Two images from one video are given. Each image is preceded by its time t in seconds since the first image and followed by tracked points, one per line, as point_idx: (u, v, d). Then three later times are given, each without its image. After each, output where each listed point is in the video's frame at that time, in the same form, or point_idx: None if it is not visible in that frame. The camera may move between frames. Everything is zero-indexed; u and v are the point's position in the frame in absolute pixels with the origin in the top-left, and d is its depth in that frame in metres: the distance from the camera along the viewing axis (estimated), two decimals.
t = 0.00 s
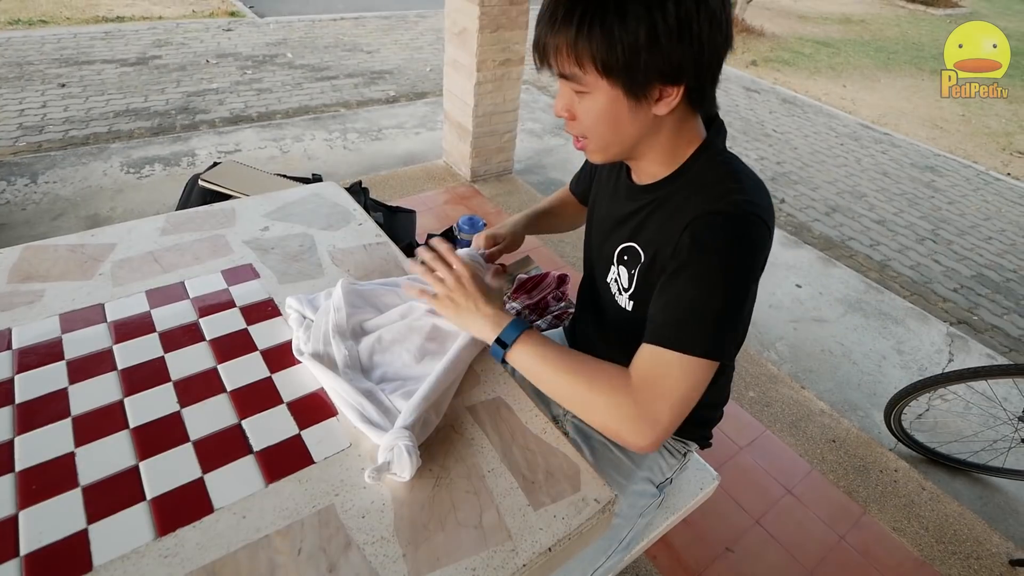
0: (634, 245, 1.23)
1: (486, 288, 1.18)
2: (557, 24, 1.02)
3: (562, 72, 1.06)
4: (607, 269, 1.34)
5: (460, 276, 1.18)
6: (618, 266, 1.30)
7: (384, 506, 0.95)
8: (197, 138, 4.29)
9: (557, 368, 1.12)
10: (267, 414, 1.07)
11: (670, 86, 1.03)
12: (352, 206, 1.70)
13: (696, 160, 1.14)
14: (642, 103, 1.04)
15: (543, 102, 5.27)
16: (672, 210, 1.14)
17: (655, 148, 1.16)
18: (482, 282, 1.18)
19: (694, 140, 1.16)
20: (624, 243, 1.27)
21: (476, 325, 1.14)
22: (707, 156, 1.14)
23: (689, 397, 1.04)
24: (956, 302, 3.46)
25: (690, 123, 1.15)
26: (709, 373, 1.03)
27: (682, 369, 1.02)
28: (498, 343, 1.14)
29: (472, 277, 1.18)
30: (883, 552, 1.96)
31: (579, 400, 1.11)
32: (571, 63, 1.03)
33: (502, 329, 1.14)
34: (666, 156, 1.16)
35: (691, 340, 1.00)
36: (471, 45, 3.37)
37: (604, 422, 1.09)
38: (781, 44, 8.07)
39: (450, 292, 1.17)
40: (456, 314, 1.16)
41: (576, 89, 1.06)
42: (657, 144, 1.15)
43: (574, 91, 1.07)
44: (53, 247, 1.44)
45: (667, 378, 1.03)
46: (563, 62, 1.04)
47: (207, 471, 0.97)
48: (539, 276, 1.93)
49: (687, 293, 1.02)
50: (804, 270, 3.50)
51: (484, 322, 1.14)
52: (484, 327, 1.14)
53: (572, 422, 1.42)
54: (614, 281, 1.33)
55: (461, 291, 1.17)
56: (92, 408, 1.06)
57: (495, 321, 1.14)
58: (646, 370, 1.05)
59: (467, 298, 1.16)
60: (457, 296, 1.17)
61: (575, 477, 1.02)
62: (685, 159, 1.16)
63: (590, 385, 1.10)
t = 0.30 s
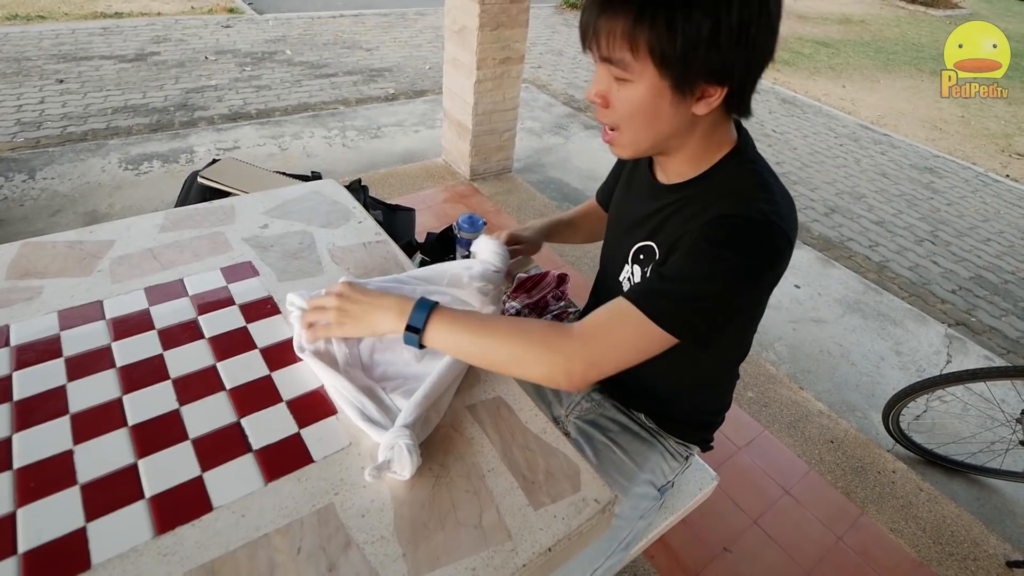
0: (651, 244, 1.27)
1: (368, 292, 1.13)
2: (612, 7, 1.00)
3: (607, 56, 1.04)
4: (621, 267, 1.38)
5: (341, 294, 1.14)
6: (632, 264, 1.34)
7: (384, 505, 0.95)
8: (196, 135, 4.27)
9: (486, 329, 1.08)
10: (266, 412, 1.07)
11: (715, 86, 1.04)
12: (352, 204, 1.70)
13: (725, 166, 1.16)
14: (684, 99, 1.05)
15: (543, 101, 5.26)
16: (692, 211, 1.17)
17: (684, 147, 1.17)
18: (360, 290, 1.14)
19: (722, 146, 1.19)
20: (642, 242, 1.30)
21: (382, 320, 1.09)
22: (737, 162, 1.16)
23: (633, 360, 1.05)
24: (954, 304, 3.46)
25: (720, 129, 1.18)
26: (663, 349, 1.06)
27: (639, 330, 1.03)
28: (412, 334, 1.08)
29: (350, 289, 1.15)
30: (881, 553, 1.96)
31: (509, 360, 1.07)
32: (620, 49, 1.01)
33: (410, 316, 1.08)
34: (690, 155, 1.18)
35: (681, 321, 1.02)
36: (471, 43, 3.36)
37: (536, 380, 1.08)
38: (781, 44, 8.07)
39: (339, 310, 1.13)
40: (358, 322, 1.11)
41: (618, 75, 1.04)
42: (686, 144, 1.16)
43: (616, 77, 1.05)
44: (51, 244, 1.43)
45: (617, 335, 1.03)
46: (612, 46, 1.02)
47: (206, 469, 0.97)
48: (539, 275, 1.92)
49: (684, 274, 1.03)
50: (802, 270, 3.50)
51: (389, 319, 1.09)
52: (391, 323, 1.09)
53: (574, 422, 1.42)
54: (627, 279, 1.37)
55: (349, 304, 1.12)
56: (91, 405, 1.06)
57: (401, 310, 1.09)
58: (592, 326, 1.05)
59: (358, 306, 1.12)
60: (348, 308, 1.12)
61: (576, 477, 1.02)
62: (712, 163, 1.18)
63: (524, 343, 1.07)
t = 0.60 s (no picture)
0: (665, 241, 1.26)
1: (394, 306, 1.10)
2: (619, 20, 1.00)
3: (619, 66, 1.04)
4: (631, 263, 1.37)
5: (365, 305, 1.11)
6: (643, 260, 1.32)
7: (383, 500, 0.95)
8: (196, 130, 4.27)
9: (516, 342, 1.08)
10: (265, 406, 1.07)
11: (730, 81, 1.03)
12: (353, 200, 1.70)
13: (740, 160, 1.16)
14: (699, 99, 1.04)
15: (544, 98, 5.25)
16: (708, 208, 1.18)
17: (702, 142, 1.16)
18: (385, 302, 1.11)
19: (737, 140, 1.18)
20: (654, 238, 1.30)
21: (413, 338, 1.08)
22: (750, 157, 1.17)
23: (664, 366, 1.07)
24: (956, 304, 3.46)
25: (733, 122, 1.17)
26: (695, 350, 1.07)
27: (670, 338, 1.04)
28: (444, 352, 1.08)
29: (374, 300, 1.11)
30: (879, 552, 1.97)
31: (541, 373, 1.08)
32: (632, 60, 1.02)
33: (440, 336, 1.07)
34: (707, 152, 1.18)
35: (709, 323, 1.03)
36: (472, 38, 3.34)
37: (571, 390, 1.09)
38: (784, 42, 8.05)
39: (365, 324, 1.09)
40: (387, 338, 1.08)
41: (631, 84, 1.05)
42: (702, 140, 1.16)
43: (629, 86, 1.06)
44: (50, 237, 1.43)
45: (650, 344, 1.05)
46: (623, 57, 1.03)
47: (205, 463, 0.97)
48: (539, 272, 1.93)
49: (711, 276, 1.04)
50: (804, 269, 3.49)
51: (419, 337, 1.07)
52: (421, 341, 1.07)
53: (574, 418, 1.39)
54: (637, 276, 1.35)
55: (376, 319, 1.09)
56: (91, 398, 1.06)
57: (429, 326, 1.08)
58: (624, 336, 1.06)
59: (384, 322, 1.09)
60: (375, 323, 1.09)
61: (575, 474, 1.02)
62: (728, 158, 1.18)
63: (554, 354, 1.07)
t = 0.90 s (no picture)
0: (666, 236, 1.26)
1: (385, 313, 1.00)
2: (624, 16, 1.00)
3: (624, 62, 1.04)
4: (633, 258, 1.37)
5: (352, 320, 0.98)
6: (645, 255, 1.32)
7: (383, 496, 0.95)
8: (197, 126, 4.26)
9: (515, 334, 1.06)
10: (265, 403, 1.07)
11: (735, 77, 1.03)
12: (353, 196, 1.69)
13: (741, 157, 1.16)
14: (704, 95, 1.04)
15: (545, 94, 5.24)
16: (708, 203, 1.17)
17: (708, 136, 1.16)
18: (372, 306, 0.99)
19: (739, 135, 1.18)
20: (655, 233, 1.29)
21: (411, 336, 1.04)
22: (751, 154, 1.17)
23: (659, 357, 1.06)
24: (958, 301, 3.45)
25: (736, 117, 1.17)
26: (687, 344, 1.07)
27: (665, 330, 1.03)
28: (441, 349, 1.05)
29: (363, 315, 0.98)
30: (879, 549, 1.97)
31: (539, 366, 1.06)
32: (637, 57, 1.02)
33: (436, 337, 1.03)
34: (710, 146, 1.17)
35: (703, 320, 1.03)
36: (473, 34, 3.33)
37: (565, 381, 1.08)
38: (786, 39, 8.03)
39: (361, 341, 0.99)
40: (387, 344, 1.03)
41: (637, 79, 1.05)
42: (708, 133, 1.15)
43: (635, 82, 1.05)
44: (51, 233, 1.43)
45: (648, 337, 1.04)
46: (628, 53, 1.02)
47: (204, 459, 0.97)
48: (540, 269, 1.94)
49: (705, 272, 1.03)
50: (805, 266, 3.49)
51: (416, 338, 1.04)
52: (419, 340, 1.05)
53: (574, 415, 1.40)
54: (639, 271, 1.35)
55: (370, 332, 1.00)
56: (91, 394, 1.06)
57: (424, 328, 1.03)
58: (621, 331, 1.04)
59: (382, 332, 1.01)
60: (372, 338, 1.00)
61: (575, 470, 1.02)
62: (729, 153, 1.18)
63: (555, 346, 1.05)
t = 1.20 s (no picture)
0: (665, 237, 1.26)
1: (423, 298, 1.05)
2: None
3: (628, 43, 1.03)
4: (632, 259, 1.36)
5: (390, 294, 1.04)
6: (644, 256, 1.32)
7: (383, 493, 0.95)
8: (198, 124, 4.27)
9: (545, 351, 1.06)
10: (265, 400, 1.07)
11: (738, 71, 1.03)
12: (354, 193, 1.69)
13: (738, 157, 1.16)
14: (705, 86, 1.04)
15: (546, 92, 5.23)
16: (710, 204, 1.17)
17: (702, 133, 1.16)
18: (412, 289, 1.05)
19: (737, 134, 1.18)
20: (655, 234, 1.29)
21: (442, 332, 1.04)
22: (748, 153, 1.17)
23: (684, 376, 1.07)
24: (960, 299, 3.45)
25: (735, 116, 1.17)
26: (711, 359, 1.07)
27: (694, 348, 1.04)
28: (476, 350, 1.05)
29: (402, 291, 1.03)
30: (879, 547, 1.97)
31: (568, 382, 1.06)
32: (642, 39, 1.01)
33: (473, 338, 1.04)
34: (706, 145, 1.17)
35: (720, 330, 1.03)
36: (474, 32, 3.33)
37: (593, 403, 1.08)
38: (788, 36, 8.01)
39: (392, 317, 1.03)
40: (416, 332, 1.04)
41: (640, 63, 1.04)
42: (703, 130, 1.15)
43: (636, 66, 1.05)
44: (52, 231, 1.43)
45: (676, 354, 1.04)
46: (633, 35, 1.02)
47: (205, 456, 0.97)
48: (540, 266, 1.93)
49: (720, 283, 1.03)
50: (806, 264, 3.48)
51: (452, 333, 1.04)
52: (454, 338, 1.04)
53: (574, 412, 1.40)
54: (639, 272, 1.35)
55: (404, 313, 1.03)
56: (90, 391, 1.06)
57: (461, 321, 1.04)
58: (649, 347, 1.05)
59: (414, 316, 1.03)
60: (405, 319, 1.03)
61: (575, 468, 1.02)
62: (727, 153, 1.18)
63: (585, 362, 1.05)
